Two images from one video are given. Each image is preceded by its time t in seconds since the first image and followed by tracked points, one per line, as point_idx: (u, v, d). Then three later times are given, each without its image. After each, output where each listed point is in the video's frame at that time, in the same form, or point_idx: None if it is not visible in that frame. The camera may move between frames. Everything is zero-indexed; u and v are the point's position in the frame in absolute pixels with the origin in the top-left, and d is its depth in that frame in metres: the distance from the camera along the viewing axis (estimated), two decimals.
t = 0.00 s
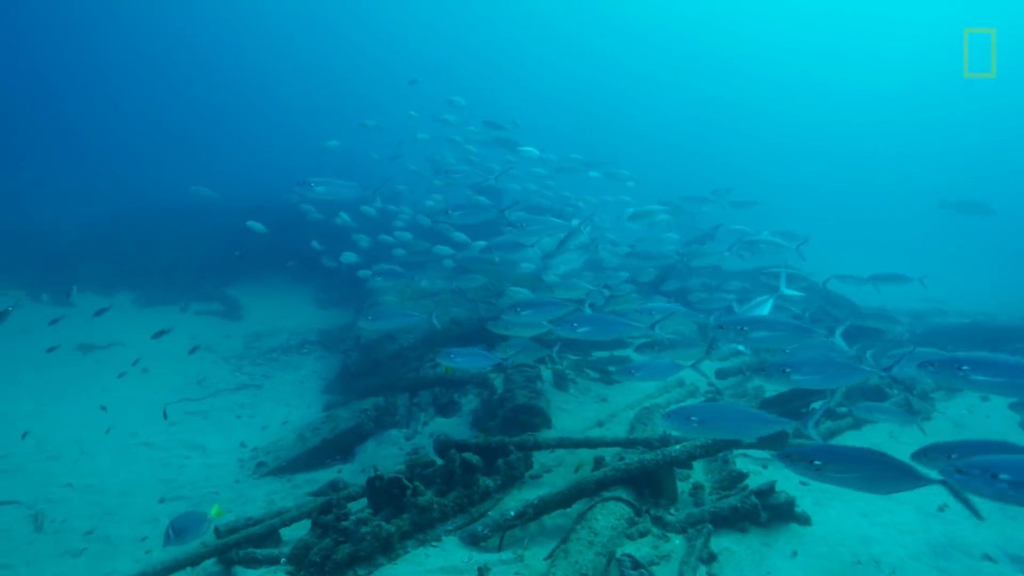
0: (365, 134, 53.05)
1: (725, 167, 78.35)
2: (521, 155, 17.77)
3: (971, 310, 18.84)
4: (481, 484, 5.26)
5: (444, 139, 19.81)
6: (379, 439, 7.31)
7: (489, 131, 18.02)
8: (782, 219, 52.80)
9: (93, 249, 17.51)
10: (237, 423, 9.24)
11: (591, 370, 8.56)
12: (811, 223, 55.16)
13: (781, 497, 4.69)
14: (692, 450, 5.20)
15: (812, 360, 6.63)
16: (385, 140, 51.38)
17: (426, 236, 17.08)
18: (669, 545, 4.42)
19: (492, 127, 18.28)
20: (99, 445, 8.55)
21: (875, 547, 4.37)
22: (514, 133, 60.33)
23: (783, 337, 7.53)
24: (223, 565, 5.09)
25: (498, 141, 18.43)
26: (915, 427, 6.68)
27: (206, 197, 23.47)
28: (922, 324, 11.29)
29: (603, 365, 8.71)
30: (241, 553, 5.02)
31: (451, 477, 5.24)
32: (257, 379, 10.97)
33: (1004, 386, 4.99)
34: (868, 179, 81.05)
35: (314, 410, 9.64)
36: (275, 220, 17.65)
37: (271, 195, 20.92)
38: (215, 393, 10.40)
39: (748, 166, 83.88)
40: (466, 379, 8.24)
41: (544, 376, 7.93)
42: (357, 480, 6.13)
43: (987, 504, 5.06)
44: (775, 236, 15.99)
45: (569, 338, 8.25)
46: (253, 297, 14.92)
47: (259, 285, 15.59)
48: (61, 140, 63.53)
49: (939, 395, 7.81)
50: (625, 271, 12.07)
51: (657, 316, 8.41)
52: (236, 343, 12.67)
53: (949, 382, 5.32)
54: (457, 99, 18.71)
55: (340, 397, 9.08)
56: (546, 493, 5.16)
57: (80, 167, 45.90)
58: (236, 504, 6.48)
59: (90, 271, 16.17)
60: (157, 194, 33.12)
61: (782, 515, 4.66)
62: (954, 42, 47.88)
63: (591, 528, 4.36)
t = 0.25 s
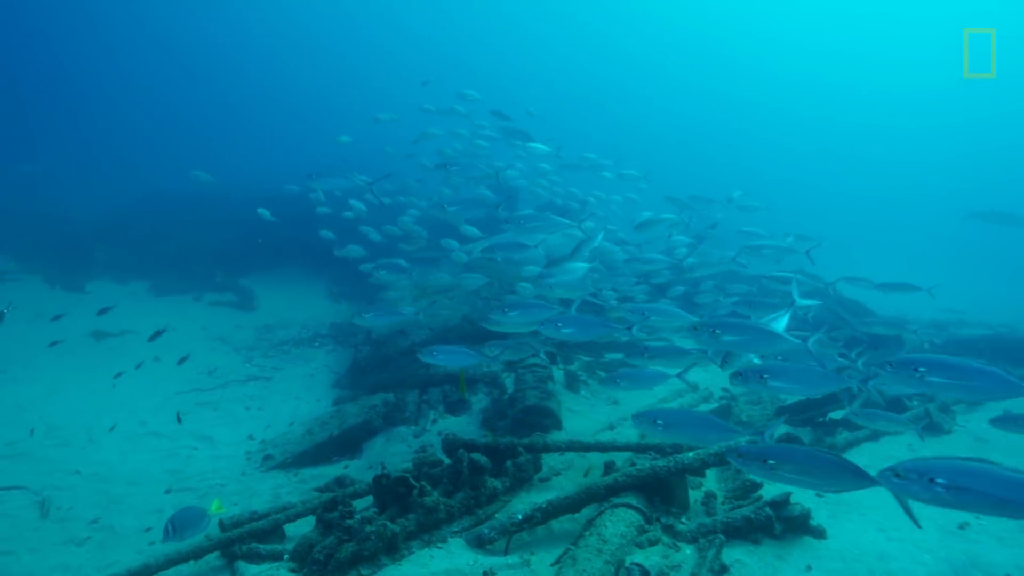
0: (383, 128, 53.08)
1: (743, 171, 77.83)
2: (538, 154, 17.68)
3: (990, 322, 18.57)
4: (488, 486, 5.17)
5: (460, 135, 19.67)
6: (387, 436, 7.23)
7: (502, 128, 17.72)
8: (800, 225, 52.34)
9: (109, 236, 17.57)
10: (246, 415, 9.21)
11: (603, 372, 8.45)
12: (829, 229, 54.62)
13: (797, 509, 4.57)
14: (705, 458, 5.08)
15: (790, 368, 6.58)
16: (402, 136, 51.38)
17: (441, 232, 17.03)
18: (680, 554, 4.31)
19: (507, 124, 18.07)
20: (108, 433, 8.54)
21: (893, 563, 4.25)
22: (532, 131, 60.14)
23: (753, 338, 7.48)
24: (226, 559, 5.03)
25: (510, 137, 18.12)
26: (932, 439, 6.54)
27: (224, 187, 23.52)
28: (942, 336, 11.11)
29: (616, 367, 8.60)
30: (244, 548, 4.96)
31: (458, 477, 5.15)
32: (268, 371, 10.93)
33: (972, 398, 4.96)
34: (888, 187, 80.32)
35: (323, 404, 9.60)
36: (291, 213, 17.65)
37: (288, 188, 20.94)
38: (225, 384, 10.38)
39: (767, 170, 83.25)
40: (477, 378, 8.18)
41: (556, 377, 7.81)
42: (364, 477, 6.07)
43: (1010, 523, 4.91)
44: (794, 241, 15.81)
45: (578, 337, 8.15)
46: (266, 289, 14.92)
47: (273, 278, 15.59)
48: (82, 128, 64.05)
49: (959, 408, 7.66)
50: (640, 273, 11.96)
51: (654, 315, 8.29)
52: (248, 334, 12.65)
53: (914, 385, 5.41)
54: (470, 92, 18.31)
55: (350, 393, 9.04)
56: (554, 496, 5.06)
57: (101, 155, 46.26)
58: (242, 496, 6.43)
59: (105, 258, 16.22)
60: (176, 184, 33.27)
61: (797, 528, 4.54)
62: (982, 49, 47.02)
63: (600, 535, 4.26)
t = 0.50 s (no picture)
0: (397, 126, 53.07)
1: (758, 174, 77.27)
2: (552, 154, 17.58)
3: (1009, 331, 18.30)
4: (497, 490, 5.07)
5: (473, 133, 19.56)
6: (395, 436, 7.16)
7: (511, 128, 17.50)
8: (815, 230, 51.86)
9: (123, 231, 17.62)
10: (255, 411, 9.17)
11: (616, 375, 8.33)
12: (844, 235, 54.15)
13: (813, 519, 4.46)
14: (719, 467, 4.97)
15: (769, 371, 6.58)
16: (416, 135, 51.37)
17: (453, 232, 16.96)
18: (692, 566, 4.20)
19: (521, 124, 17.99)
20: (117, 428, 8.51)
21: None
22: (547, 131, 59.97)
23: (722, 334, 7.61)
24: (230, 560, 4.96)
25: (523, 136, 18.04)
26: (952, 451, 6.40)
27: (238, 183, 23.55)
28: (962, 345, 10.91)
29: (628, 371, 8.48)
30: (249, 549, 4.89)
31: (466, 480, 5.06)
32: (278, 368, 10.89)
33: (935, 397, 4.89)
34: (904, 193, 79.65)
35: (332, 402, 9.54)
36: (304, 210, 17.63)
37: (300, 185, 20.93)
38: (235, 380, 10.34)
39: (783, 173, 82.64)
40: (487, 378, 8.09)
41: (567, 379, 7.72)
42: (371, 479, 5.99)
43: None
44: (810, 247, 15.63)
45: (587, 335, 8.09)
46: (278, 286, 14.90)
47: (285, 275, 15.57)
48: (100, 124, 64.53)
49: (980, 418, 7.49)
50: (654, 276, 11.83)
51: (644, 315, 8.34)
52: (259, 331, 12.62)
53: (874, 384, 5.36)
54: (480, 88, 17.98)
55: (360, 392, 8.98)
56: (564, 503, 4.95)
57: (117, 150, 46.57)
58: (249, 495, 6.37)
59: (119, 252, 16.24)
60: (190, 179, 33.40)
61: (812, 541, 4.42)
62: (1002, 54, 46.47)
63: (610, 545, 4.15)
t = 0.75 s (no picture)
0: (414, 124, 53.01)
1: (774, 177, 76.77)
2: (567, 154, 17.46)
3: None
4: (508, 494, 4.97)
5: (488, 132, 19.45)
6: (406, 436, 7.08)
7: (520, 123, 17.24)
8: (833, 234, 51.37)
9: (140, 226, 17.69)
10: (266, 409, 9.12)
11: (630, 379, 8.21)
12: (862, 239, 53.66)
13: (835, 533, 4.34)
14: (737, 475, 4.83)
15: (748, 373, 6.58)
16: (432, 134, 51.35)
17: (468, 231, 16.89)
18: None
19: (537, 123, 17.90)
20: (128, 422, 8.50)
21: None
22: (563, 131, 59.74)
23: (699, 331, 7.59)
24: (237, 560, 4.89)
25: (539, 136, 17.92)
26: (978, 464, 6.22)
27: (254, 179, 23.59)
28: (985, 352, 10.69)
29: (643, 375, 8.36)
30: (256, 549, 4.81)
31: (477, 484, 4.96)
32: (290, 365, 10.85)
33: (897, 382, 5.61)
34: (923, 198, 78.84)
35: (344, 400, 9.48)
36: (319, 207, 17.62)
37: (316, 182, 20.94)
38: (247, 377, 10.31)
39: (800, 176, 81.90)
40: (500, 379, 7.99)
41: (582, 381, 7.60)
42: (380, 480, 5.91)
43: None
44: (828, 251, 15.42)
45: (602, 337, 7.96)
46: (292, 283, 14.89)
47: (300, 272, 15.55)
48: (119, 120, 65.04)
49: (1005, 428, 7.31)
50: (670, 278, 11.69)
51: (632, 312, 8.26)
52: (272, 327, 12.60)
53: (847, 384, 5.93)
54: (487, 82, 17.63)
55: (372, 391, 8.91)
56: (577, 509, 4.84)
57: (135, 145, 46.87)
58: (258, 494, 6.31)
59: (135, 247, 16.29)
60: (207, 174, 33.54)
61: (833, 554, 4.29)
62: None
63: (624, 554, 4.04)
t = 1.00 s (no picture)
0: (432, 125, 52.95)
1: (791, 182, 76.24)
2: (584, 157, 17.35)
3: None
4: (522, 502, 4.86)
5: (505, 133, 19.34)
6: (419, 439, 7.01)
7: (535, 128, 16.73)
8: (852, 241, 50.89)
9: (157, 224, 17.75)
10: (279, 408, 9.07)
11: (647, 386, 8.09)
12: (881, 247, 53.14)
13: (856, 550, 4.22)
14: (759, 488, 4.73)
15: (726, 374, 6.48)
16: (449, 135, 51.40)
17: (485, 231, 16.81)
18: None
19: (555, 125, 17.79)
20: (142, 420, 8.48)
21: None
22: (581, 134, 59.50)
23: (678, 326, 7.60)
24: (246, 562, 4.81)
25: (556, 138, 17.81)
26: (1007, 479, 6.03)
27: (271, 178, 23.62)
28: (1012, 365, 10.46)
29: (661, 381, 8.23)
30: (264, 553, 4.72)
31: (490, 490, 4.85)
32: (304, 365, 10.80)
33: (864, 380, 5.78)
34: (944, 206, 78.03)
35: (357, 401, 9.42)
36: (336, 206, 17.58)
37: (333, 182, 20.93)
38: (261, 376, 10.28)
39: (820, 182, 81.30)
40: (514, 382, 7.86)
41: (598, 385, 7.54)
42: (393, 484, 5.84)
43: None
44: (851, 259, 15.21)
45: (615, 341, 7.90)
46: (307, 282, 14.87)
47: (315, 272, 15.54)
48: (139, 119, 65.64)
49: None
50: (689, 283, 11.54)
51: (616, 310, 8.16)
52: (287, 327, 12.56)
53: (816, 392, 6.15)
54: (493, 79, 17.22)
55: (385, 393, 8.84)
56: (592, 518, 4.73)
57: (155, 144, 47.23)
58: (270, 495, 6.26)
59: (152, 245, 16.34)
60: (224, 173, 33.67)
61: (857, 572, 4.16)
62: None
63: (640, 567, 3.92)
